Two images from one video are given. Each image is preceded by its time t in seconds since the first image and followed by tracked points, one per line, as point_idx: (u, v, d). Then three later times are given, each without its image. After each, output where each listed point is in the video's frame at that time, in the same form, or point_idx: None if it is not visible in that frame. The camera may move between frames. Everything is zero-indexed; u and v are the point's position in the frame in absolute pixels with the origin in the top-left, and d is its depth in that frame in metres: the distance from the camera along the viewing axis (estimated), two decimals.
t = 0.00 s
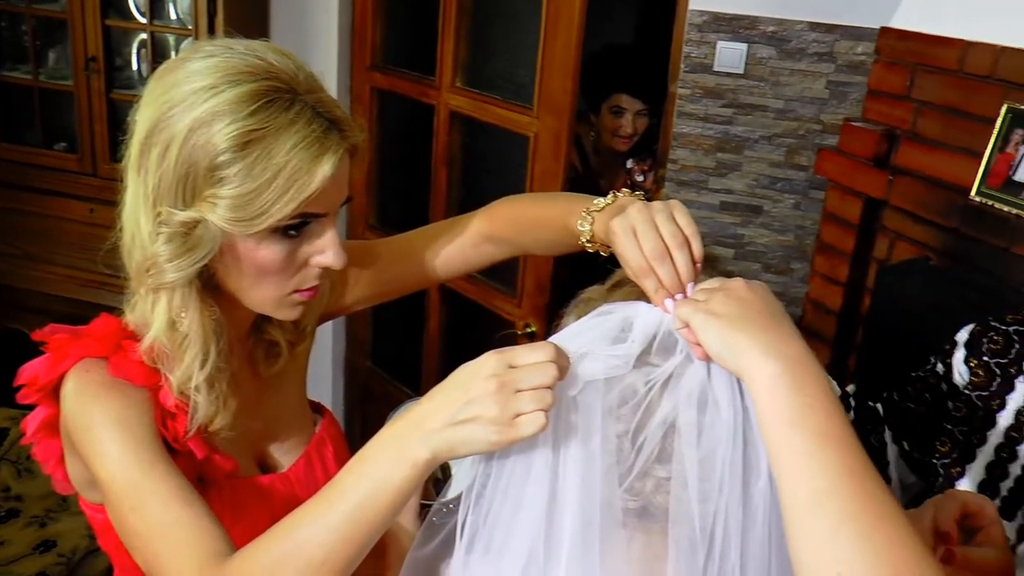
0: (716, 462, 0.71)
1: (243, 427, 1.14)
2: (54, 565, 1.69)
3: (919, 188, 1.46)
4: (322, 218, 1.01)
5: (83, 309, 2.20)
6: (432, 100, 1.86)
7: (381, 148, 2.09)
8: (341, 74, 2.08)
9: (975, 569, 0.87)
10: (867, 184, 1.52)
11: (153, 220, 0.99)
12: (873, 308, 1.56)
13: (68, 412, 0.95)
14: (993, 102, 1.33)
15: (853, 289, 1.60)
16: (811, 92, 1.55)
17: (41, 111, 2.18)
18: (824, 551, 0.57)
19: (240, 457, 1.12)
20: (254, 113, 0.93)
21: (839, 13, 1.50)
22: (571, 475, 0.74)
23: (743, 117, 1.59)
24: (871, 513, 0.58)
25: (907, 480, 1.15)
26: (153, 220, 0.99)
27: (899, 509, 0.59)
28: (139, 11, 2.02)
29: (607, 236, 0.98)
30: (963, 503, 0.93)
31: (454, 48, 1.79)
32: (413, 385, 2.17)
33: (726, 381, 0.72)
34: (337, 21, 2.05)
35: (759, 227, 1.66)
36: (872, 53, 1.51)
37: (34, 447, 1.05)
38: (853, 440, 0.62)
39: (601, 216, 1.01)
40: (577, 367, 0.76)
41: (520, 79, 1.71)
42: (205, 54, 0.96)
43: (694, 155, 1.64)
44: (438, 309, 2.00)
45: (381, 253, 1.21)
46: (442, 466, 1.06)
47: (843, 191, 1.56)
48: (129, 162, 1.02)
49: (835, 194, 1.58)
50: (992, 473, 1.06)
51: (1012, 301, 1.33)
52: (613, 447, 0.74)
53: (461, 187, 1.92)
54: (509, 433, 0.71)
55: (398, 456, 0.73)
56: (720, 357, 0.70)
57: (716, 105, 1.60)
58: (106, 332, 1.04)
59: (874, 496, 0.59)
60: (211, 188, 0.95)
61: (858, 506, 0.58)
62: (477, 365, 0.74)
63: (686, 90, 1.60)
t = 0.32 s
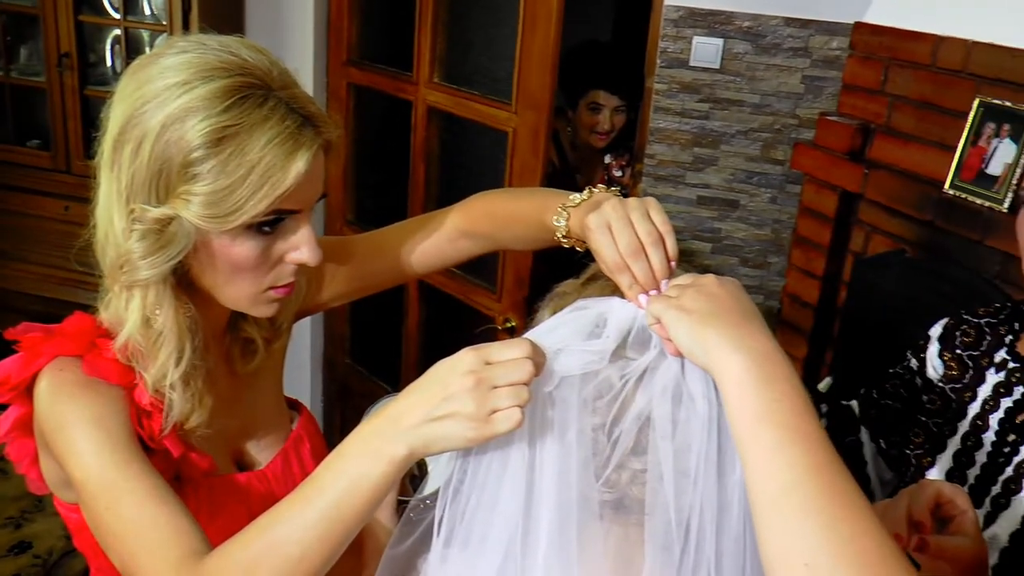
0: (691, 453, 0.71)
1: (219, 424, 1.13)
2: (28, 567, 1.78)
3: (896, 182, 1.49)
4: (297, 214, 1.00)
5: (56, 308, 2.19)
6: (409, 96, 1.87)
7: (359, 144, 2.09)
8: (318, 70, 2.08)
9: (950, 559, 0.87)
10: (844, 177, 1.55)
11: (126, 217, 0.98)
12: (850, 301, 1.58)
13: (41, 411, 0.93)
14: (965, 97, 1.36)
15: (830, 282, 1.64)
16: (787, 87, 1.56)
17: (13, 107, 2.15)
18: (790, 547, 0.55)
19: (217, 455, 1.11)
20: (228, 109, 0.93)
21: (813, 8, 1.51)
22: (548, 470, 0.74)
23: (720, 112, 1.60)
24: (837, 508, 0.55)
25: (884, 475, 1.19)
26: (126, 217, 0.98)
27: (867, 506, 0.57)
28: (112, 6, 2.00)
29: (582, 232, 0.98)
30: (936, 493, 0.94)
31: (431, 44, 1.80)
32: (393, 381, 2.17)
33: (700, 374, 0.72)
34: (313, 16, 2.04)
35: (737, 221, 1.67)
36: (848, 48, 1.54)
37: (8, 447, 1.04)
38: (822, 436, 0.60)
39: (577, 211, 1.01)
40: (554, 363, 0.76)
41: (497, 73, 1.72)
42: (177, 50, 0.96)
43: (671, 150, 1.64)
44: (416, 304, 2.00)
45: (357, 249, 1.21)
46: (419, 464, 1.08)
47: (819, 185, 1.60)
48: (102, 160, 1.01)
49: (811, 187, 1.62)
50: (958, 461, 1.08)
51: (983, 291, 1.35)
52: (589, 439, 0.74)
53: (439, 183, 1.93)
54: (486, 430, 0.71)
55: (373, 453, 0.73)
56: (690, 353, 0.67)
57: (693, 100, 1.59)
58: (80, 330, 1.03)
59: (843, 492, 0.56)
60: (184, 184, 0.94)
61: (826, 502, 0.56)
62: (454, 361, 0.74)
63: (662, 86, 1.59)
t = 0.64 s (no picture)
0: (666, 446, 0.72)
1: (196, 423, 1.12)
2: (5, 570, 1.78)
3: (872, 176, 1.51)
4: (273, 211, 0.99)
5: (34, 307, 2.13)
6: (387, 92, 1.88)
7: (337, 140, 2.08)
8: (294, 67, 2.06)
9: (923, 544, 0.88)
10: (820, 172, 1.57)
11: (100, 215, 0.96)
12: (828, 294, 1.59)
13: (15, 413, 0.90)
14: (940, 90, 1.38)
15: (807, 276, 1.65)
16: (764, 82, 1.57)
17: None
18: (756, 542, 0.54)
19: (195, 455, 1.10)
20: (202, 107, 0.91)
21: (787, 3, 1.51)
22: (526, 468, 0.73)
23: (697, 107, 1.61)
24: (804, 506, 0.54)
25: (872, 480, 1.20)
26: (101, 215, 0.96)
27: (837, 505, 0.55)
28: (85, 3, 1.98)
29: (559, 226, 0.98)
30: (908, 481, 0.94)
31: (409, 41, 1.82)
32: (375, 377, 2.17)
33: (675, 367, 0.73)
34: (289, 11, 2.02)
35: (715, 216, 1.68)
36: (823, 43, 1.53)
37: None
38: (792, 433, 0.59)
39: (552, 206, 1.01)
40: (532, 360, 0.76)
41: (474, 68, 1.75)
42: (150, 46, 0.94)
43: (649, 145, 1.66)
44: (396, 301, 2.01)
45: (333, 248, 1.21)
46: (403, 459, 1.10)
47: (796, 179, 1.60)
48: (75, 157, 1.00)
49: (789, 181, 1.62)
50: (933, 454, 1.10)
51: (956, 283, 1.38)
52: (565, 433, 0.74)
53: (416, 179, 1.95)
54: (464, 428, 0.70)
55: (351, 451, 0.72)
56: (660, 351, 0.66)
57: (670, 95, 1.61)
58: (53, 330, 1.00)
59: (810, 491, 0.55)
60: (160, 182, 0.93)
61: (794, 501, 0.54)
62: (432, 360, 0.73)
63: (638, 82, 1.61)
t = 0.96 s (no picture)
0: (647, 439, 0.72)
1: (179, 423, 1.09)
2: None
3: (852, 170, 1.51)
4: (252, 210, 0.96)
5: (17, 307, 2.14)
6: (368, 89, 1.90)
7: (317, 137, 2.08)
8: (273, 64, 2.06)
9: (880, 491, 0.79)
10: (800, 166, 1.57)
11: (78, 215, 0.93)
12: (807, 287, 1.61)
13: None
14: (917, 84, 1.39)
15: (788, 270, 1.67)
16: (744, 76, 1.58)
17: None
18: (721, 548, 0.51)
19: (179, 455, 1.08)
20: (182, 105, 0.89)
21: None
22: (508, 466, 0.74)
23: (677, 102, 1.61)
24: (766, 519, 0.51)
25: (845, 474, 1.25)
26: (78, 215, 0.93)
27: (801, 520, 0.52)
28: None
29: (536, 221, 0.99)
30: (873, 423, 0.80)
31: (389, 38, 1.83)
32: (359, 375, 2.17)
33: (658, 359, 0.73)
34: (267, 8, 2.01)
35: (695, 211, 1.69)
36: (802, 38, 1.56)
37: None
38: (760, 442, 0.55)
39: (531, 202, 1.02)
40: (513, 359, 0.75)
41: (455, 65, 1.77)
42: (128, 43, 0.91)
43: (629, 141, 1.66)
44: (378, 298, 2.01)
45: (314, 246, 1.20)
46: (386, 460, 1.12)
47: (776, 173, 1.62)
48: (52, 156, 0.97)
49: (768, 176, 1.64)
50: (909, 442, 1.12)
51: (937, 277, 1.39)
52: (544, 426, 0.74)
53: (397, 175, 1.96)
54: (448, 429, 0.70)
55: (335, 452, 0.72)
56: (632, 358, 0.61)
57: (649, 91, 1.61)
58: (31, 330, 0.97)
59: (776, 504, 0.52)
60: (139, 181, 0.90)
61: (759, 514, 0.51)
62: (414, 362, 0.72)
63: (619, 76, 1.61)
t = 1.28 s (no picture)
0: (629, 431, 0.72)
1: (163, 422, 1.08)
2: None
3: (835, 164, 1.52)
4: (236, 208, 0.96)
5: None
6: (352, 86, 1.90)
7: (301, 135, 2.08)
8: (256, 62, 2.05)
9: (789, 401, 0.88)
10: (782, 160, 1.58)
11: (60, 214, 0.93)
12: (791, 280, 1.62)
13: None
14: (897, 78, 1.41)
15: (771, 264, 1.68)
16: (726, 72, 1.59)
17: None
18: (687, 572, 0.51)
19: (164, 454, 1.07)
20: (164, 104, 0.88)
21: None
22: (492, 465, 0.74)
23: (660, 97, 1.62)
24: (734, 539, 0.50)
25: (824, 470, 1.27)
26: (60, 214, 0.93)
27: (769, 543, 0.51)
28: None
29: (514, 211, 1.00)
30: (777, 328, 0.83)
31: (373, 35, 1.83)
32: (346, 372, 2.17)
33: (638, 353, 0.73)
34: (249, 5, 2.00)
35: (679, 206, 1.70)
36: (784, 33, 1.57)
37: None
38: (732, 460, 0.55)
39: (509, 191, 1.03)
40: (497, 359, 0.75)
41: (440, 62, 1.77)
42: (109, 41, 0.91)
43: (612, 136, 1.66)
44: (365, 295, 2.02)
45: (298, 243, 1.19)
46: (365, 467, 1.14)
47: (759, 168, 1.63)
48: (34, 155, 0.96)
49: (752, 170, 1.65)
50: (895, 431, 1.16)
51: (919, 269, 1.41)
52: (526, 422, 0.75)
53: (383, 171, 1.97)
54: (433, 429, 0.70)
55: (320, 453, 0.72)
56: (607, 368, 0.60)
57: (632, 86, 1.62)
58: (12, 330, 0.95)
59: (745, 524, 0.51)
60: (121, 180, 0.89)
61: (727, 534, 0.51)
62: (399, 362, 0.72)
63: (601, 72, 1.62)
